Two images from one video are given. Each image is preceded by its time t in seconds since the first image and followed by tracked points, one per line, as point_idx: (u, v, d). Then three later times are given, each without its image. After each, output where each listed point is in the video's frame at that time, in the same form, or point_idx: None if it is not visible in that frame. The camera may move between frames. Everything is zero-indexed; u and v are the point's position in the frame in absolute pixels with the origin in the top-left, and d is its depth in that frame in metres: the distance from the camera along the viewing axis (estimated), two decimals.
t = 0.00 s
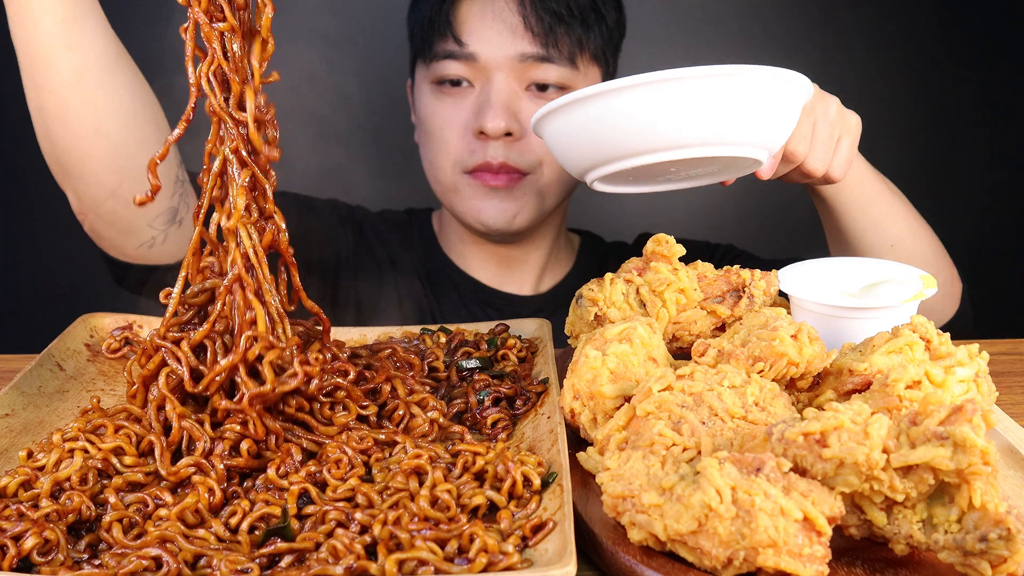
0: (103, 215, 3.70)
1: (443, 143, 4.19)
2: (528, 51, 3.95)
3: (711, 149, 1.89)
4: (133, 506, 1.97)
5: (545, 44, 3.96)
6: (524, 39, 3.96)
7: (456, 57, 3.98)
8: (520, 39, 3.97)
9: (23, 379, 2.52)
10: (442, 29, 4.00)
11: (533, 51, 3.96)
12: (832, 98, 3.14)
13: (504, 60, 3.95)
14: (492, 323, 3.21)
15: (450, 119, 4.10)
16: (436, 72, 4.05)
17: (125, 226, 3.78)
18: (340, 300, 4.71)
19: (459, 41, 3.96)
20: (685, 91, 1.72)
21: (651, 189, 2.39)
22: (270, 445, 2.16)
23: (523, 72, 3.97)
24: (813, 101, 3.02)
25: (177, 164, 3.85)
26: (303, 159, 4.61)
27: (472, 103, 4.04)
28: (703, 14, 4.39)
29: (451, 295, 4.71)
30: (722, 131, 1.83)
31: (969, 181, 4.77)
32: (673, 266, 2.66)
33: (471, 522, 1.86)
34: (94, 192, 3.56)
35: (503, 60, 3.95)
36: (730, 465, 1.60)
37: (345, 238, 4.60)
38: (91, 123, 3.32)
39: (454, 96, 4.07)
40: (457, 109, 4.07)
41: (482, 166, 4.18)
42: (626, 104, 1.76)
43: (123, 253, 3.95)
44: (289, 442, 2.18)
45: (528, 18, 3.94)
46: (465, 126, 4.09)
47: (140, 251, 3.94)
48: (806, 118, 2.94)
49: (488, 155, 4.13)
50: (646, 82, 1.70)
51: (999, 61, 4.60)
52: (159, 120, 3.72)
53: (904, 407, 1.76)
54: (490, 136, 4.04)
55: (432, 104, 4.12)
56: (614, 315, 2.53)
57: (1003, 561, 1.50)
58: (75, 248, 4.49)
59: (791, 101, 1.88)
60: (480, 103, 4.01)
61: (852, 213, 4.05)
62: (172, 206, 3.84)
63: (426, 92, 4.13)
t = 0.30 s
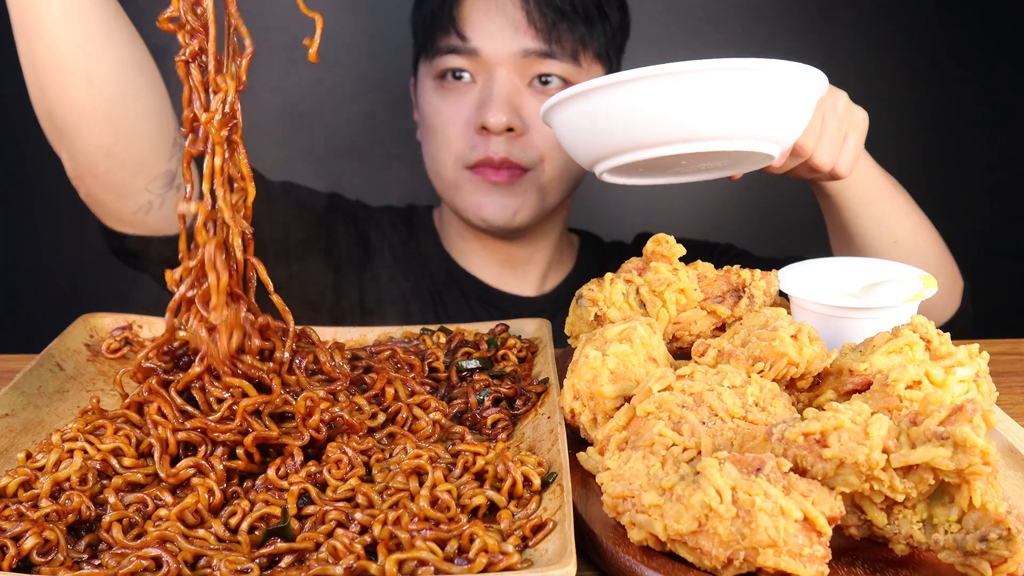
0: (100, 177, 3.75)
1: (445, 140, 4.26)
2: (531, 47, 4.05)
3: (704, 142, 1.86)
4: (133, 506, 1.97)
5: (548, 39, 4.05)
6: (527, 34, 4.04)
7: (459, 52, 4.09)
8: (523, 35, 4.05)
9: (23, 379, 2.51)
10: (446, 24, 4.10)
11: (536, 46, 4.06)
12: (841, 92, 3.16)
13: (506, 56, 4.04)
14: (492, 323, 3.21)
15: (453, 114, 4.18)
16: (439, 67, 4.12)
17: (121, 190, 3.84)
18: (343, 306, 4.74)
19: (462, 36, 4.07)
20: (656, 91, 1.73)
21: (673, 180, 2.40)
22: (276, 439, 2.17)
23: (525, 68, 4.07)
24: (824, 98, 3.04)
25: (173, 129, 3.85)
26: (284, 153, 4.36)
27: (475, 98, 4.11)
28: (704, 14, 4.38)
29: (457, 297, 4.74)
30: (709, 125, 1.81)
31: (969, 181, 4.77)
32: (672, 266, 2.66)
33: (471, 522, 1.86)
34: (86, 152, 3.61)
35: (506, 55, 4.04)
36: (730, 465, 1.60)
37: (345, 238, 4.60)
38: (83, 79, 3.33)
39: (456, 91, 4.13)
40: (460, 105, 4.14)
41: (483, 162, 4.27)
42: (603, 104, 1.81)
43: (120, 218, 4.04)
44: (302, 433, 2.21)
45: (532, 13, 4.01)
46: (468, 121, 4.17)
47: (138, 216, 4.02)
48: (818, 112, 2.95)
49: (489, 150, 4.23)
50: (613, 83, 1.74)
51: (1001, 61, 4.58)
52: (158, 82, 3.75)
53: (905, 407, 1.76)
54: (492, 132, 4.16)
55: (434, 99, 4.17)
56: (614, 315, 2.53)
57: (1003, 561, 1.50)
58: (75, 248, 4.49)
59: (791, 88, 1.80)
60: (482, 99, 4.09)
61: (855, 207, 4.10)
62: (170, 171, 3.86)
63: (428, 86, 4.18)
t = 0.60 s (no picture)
0: (88, 123, 3.65)
1: (445, 127, 4.26)
2: (532, 32, 4.06)
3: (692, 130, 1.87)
4: (133, 507, 1.97)
5: (550, 25, 4.06)
6: (529, 20, 4.05)
7: (460, 39, 4.10)
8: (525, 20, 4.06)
9: (23, 380, 2.51)
10: (447, 10, 4.10)
11: (538, 32, 4.06)
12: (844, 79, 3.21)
13: (508, 42, 4.05)
14: (493, 323, 3.21)
15: (454, 101, 4.18)
16: (441, 53, 4.14)
17: (112, 136, 3.72)
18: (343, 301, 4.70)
19: (462, 23, 4.07)
20: (641, 79, 1.73)
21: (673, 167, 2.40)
22: (279, 446, 2.17)
23: (526, 54, 4.07)
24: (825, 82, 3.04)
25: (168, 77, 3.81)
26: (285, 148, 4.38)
27: (476, 85, 4.11)
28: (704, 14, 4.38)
29: (458, 291, 4.70)
30: (697, 112, 1.80)
31: (969, 180, 4.77)
32: (673, 266, 2.66)
33: (471, 522, 1.86)
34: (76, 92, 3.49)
35: (507, 41, 4.05)
36: (730, 465, 1.60)
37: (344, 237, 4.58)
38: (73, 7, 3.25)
39: (457, 78, 4.14)
40: (461, 92, 4.15)
41: (484, 149, 4.28)
42: (596, 90, 1.80)
43: (108, 168, 3.91)
44: (305, 432, 2.22)
45: None
46: (469, 108, 4.18)
47: (127, 167, 3.88)
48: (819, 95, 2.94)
49: (490, 138, 4.23)
50: (601, 68, 1.75)
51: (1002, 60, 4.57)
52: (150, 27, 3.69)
53: (905, 407, 1.76)
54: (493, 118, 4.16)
55: (435, 86, 4.18)
56: (614, 315, 2.53)
57: (1003, 561, 1.50)
58: (74, 248, 4.49)
59: (787, 72, 1.78)
60: (484, 85, 4.10)
61: (857, 195, 4.09)
62: (161, 119, 3.78)
63: (429, 74, 4.19)
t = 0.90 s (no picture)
0: (74, 75, 3.30)
1: (440, 121, 4.14)
2: (528, 23, 3.96)
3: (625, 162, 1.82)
4: (133, 506, 1.97)
5: (545, 16, 3.98)
6: (525, 11, 3.96)
7: (454, 30, 3.98)
8: (520, 11, 3.96)
9: (23, 380, 2.51)
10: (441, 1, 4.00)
11: (534, 23, 3.97)
12: (806, 53, 2.78)
13: (503, 33, 3.94)
14: (493, 323, 3.20)
15: (447, 94, 4.06)
16: (435, 45, 4.05)
17: (100, 90, 3.37)
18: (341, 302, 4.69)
19: (457, 14, 3.96)
20: (553, 113, 1.67)
21: (667, 175, 2.37)
22: (279, 446, 2.17)
23: (522, 45, 3.97)
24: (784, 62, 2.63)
25: (158, 33, 3.57)
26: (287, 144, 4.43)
27: (470, 77, 3.99)
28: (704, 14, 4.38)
29: (457, 290, 4.64)
30: (622, 135, 1.72)
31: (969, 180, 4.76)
32: (672, 266, 2.66)
33: (471, 522, 1.86)
34: (61, 40, 3.18)
35: (502, 32, 3.94)
36: (730, 465, 1.60)
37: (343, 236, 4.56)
38: None
39: (452, 71, 4.03)
40: (455, 84, 4.03)
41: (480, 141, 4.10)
42: (512, 128, 1.76)
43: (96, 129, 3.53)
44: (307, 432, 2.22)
45: None
46: (463, 101, 4.04)
47: (116, 126, 3.52)
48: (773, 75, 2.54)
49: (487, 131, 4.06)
50: (523, 108, 1.69)
51: (1002, 60, 4.57)
52: None
53: (904, 407, 1.76)
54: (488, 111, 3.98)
55: (430, 80, 4.10)
56: (614, 315, 2.53)
57: (1003, 561, 1.50)
58: (75, 249, 4.49)
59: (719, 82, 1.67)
60: (479, 76, 3.97)
61: (835, 171, 3.74)
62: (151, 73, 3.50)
63: (423, 67, 4.12)
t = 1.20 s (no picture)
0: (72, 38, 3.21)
1: (437, 120, 4.16)
2: (527, 22, 3.97)
3: (567, 207, 1.84)
4: (133, 507, 1.97)
5: (544, 15, 3.98)
6: (524, 10, 3.97)
7: (453, 28, 4.03)
8: (519, 10, 3.97)
9: (23, 380, 2.51)
10: None
11: (533, 22, 3.98)
12: (770, 35, 2.63)
13: (502, 31, 3.97)
14: (493, 323, 3.20)
15: (445, 92, 4.09)
16: (434, 43, 4.09)
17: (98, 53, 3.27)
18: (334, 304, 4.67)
19: (456, 12, 4.00)
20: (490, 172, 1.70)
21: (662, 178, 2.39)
22: (279, 447, 2.17)
23: (521, 44, 3.99)
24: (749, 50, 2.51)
25: (160, 1, 3.48)
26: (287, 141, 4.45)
27: (468, 74, 4.03)
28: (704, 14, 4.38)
29: (451, 294, 4.62)
30: (567, 179, 1.73)
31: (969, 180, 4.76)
32: (673, 266, 2.66)
33: (471, 522, 1.86)
34: None
35: (501, 31, 3.97)
36: (730, 465, 1.60)
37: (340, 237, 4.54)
38: None
39: (450, 69, 4.07)
40: (453, 82, 4.06)
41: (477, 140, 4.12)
42: (456, 196, 1.79)
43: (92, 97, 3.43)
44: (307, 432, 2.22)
45: None
46: (461, 98, 4.06)
47: (112, 95, 3.41)
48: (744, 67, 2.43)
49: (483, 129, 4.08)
50: (459, 173, 1.71)
51: (1002, 60, 4.57)
52: None
53: (904, 407, 1.75)
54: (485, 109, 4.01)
55: (427, 77, 4.12)
56: (614, 315, 2.53)
57: (1003, 561, 1.50)
58: (75, 249, 4.49)
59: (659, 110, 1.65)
60: (477, 74, 4.01)
61: (802, 158, 3.64)
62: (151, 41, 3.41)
63: (421, 65, 4.15)
